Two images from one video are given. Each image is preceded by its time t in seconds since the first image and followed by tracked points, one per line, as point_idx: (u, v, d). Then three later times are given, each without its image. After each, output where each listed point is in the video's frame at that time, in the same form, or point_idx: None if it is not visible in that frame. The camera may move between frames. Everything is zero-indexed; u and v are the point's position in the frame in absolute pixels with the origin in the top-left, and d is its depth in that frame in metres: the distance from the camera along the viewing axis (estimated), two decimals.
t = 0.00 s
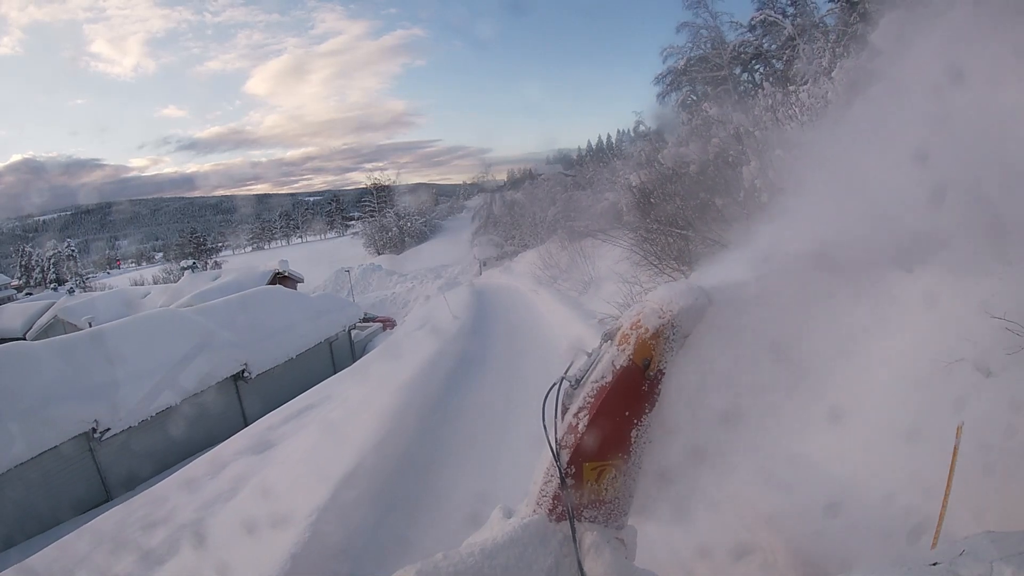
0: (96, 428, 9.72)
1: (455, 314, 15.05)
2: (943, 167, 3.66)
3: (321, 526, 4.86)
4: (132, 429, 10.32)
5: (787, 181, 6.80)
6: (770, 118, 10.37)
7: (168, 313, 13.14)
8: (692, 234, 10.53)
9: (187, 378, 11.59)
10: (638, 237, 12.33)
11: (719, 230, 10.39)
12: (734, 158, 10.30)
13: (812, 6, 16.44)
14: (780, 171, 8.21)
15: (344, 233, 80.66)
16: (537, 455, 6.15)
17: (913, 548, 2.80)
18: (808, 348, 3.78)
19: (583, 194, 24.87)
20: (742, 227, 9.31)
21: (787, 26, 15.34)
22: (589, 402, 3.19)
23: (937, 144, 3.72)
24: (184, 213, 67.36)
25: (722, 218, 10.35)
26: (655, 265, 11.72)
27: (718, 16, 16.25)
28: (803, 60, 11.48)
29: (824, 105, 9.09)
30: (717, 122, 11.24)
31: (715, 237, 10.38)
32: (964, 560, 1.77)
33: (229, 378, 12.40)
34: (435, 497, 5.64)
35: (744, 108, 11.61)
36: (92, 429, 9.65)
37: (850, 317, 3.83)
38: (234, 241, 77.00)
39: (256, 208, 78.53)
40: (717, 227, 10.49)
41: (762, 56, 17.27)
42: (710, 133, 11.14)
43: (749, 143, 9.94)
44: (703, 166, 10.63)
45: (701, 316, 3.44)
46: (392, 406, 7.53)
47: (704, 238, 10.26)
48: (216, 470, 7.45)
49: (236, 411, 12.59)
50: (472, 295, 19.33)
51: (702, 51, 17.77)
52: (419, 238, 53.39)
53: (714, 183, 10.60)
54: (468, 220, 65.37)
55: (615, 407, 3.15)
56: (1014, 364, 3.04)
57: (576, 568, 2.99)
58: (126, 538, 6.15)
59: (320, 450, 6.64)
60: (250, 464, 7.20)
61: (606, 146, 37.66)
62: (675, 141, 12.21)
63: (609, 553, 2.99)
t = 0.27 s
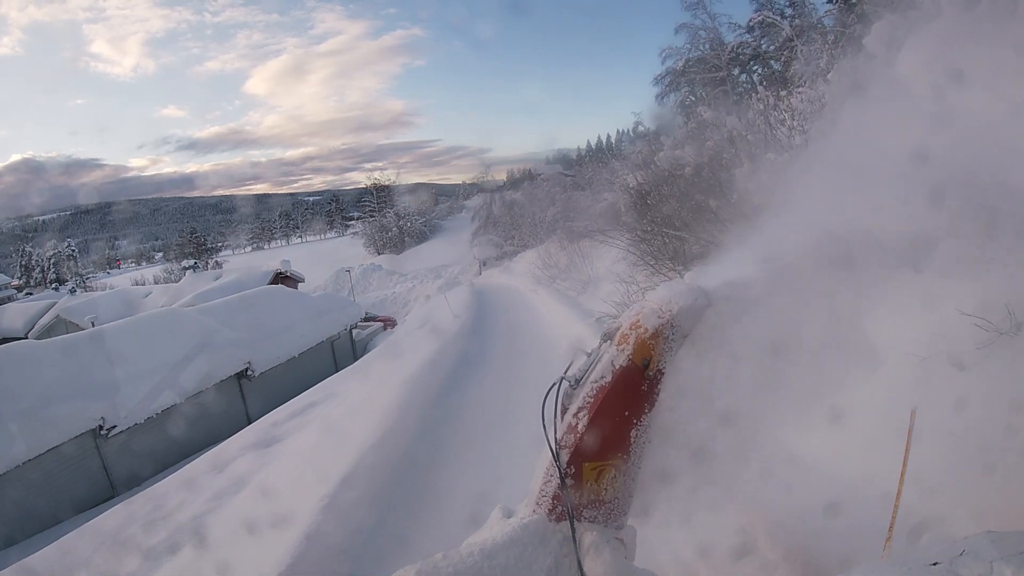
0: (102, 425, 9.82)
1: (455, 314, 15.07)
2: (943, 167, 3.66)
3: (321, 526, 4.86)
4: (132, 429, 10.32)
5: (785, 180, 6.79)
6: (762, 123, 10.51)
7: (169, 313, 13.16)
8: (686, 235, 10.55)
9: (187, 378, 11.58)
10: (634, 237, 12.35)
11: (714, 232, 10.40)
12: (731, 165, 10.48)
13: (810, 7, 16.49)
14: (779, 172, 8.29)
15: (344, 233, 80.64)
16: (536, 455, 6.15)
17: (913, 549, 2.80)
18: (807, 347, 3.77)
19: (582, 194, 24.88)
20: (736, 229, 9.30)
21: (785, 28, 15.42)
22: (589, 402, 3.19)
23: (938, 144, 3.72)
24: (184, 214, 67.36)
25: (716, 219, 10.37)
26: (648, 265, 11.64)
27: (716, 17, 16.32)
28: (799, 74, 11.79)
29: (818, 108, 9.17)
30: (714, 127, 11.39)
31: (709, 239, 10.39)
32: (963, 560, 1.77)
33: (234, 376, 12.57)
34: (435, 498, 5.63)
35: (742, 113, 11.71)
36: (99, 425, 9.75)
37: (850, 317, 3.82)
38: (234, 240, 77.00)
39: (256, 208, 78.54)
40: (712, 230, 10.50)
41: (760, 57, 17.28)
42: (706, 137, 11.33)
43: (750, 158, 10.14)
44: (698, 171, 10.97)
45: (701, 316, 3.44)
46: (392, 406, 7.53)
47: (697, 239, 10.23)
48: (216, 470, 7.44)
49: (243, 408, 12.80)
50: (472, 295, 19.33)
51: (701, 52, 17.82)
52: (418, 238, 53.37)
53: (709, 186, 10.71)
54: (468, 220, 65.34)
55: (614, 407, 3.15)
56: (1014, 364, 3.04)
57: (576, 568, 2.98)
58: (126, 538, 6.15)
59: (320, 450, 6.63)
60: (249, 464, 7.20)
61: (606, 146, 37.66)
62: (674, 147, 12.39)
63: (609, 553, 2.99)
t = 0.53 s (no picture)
0: (110, 422, 9.92)
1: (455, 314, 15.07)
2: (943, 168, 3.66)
3: (321, 526, 4.85)
4: (133, 429, 10.32)
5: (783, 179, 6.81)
6: (757, 125, 10.57)
7: (169, 313, 13.22)
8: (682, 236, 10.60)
9: (187, 378, 11.59)
10: (631, 237, 12.42)
11: (710, 233, 10.45)
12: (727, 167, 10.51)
13: (808, 8, 16.51)
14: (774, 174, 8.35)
15: (344, 233, 80.61)
16: (537, 455, 6.14)
17: (913, 549, 2.80)
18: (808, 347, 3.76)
19: (582, 194, 24.90)
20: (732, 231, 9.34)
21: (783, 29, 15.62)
22: (589, 402, 3.19)
23: (937, 144, 3.71)
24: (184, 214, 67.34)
25: (711, 220, 10.41)
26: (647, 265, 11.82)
27: (715, 19, 16.46)
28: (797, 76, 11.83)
29: (811, 111, 9.09)
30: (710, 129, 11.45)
31: (706, 240, 10.43)
32: (964, 560, 1.77)
33: (237, 374, 12.65)
34: (435, 498, 5.62)
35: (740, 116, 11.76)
36: (106, 423, 9.85)
37: (849, 317, 3.84)
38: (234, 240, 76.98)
39: (256, 208, 78.52)
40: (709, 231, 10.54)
41: (759, 58, 17.54)
42: (701, 139, 11.40)
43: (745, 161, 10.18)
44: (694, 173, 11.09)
45: (701, 316, 3.44)
46: (392, 407, 7.53)
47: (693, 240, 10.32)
48: (216, 470, 7.45)
49: (245, 406, 12.85)
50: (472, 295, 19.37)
51: (700, 53, 17.86)
52: (418, 237, 53.22)
53: (704, 187, 10.77)
54: (468, 220, 65.31)
55: (614, 407, 3.15)
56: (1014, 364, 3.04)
57: (576, 568, 2.98)
58: (126, 538, 6.15)
59: (319, 450, 6.62)
60: (249, 464, 7.19)
61: (605, 146, 37.64)
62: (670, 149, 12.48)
63: (609, 553, 2.99)
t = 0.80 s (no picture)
0: (116, 420, 10.02)
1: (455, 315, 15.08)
2: (943, 168, 3.65)
3: (321, 526, 4.85)
4: (132, 430, 10.32)
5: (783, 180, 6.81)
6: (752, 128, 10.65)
7: (169, 313, 13.27)
8: (679, 237, 10.64)
9: (187, 378, 11.60)
10: (628, 238, 12.51)
11: (707, 234, 10.49)
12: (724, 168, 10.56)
13: (807, 9, 16.55)
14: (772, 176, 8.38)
15: (344, 232, 80.61)
16: (537, 455, 6.14)
17: (913, 548, 2.79)
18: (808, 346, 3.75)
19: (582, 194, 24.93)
20: (729, 232, 9.38)
21: (782, 30, 15.68)
22: (589, 402, 3.19)
23: (936, 144, 3.71)
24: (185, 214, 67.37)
25: (708, 221, 10.48)
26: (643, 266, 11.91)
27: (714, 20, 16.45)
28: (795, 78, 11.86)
29: (806, 116, 9.21)
30: (706, 131, 11.51)
31: (703, 241, 10.47)
32: (963, 560, 1.77)
33: (241, 373, 12.74)
34: (435, 499, 5.61)
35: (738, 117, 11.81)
36: (113, 420, 9.95)
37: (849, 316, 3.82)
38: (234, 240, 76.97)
39: (256, 208, 78.51)
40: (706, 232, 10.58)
41: (758, 59, 17.62)
42: (697, 142, 11.47)
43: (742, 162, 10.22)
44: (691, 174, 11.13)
45: (701, 316, 3.45)
46: (392, 407, 7.52)
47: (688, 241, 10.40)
48: (217, 470, 7.45)
49: (250, 404, 12.98)
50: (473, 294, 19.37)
51: (699, 54, 17.86)
52: (418, 237, 53.18)
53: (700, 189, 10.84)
54: (468, 220, 65.30)
55: (614, 407, 3.15)
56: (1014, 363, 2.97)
57: (575, 568, 2.98)
58: (126, 538, 6.15)
59: (319, 450, 6.61)
60: (249, 464, 7.18)
61: (605, 147, 37.66)
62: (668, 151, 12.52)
63: (608, 553, 2.99)
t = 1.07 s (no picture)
0: (122, 417, 10.12)
1: (455, 314, 15.09)
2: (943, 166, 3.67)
3: (321, 526, 4.85)
4: (131, 430, 10.32)
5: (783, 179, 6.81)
6: (746, 131, 10.84)
7: (170, 313, 13.29)
8: (674, 237, 10.78)
9: (187, 377, 11.62)
10: (626, 238, 12.64)
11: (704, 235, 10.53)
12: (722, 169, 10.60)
13: (805, 9, 16.60)
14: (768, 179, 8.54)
15: (344, 232, 80.59)
16: (537, 455, 6.14)
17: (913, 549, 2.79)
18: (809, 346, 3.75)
19: (581, 194, 24.96)
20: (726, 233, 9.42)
21: (780, 31, 15.71)
22: (588, 402, 3.18)
23: (935, 144, 3.72)
24: (185, 214, 67.40)
25: (703, 222, 10.63)
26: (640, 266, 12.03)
27: (713, 21, 16.49)
28: (793, 80, 11.90)
29: (801, 119, 9.39)
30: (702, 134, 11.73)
31: (700, 242, 10.52)
32: (963, 560, 1.77)
33: (244, 372, 12.83)
34: (435, 498, 5.61)
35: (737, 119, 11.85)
36: (120, 417, 10.06)
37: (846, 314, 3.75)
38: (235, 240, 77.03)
39: (256, 208, 78.54)
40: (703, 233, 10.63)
41: (757, 59, 17.68)
42: (693, 145, 11.67)
43: (740, 164, 10.27)
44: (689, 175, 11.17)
45: (701, 315, 3.45)
46: (391, 407, 7.52)
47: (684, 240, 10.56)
48: (217, 470, 7.46)
49: (252, 403, 13.06)
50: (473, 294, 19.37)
51: (698, 55, 17.88)
52: (418, 237, 53.13)
53: (696, 190, 11.00)
54: (468, 220, 65.29)
55: (614, 406, 3.15)
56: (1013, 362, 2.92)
57: (575, 568, 2.98)
58: (126, 538, 6.15)
59: (319, 450, 6.61)
60: (249, 464, 7.18)
61: (605, 146, 37.65)
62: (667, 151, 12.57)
63: (608, 553, 2.99)
